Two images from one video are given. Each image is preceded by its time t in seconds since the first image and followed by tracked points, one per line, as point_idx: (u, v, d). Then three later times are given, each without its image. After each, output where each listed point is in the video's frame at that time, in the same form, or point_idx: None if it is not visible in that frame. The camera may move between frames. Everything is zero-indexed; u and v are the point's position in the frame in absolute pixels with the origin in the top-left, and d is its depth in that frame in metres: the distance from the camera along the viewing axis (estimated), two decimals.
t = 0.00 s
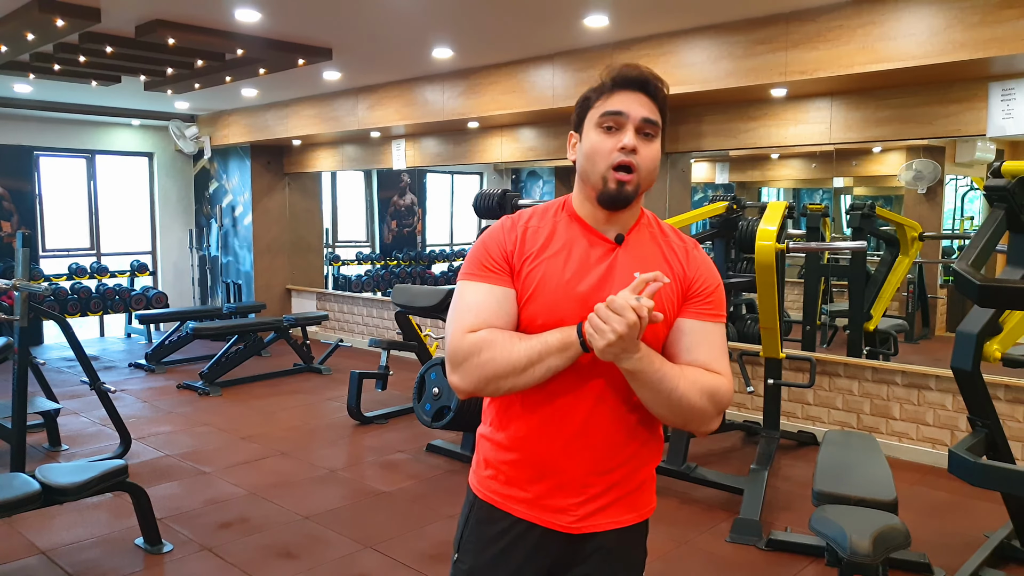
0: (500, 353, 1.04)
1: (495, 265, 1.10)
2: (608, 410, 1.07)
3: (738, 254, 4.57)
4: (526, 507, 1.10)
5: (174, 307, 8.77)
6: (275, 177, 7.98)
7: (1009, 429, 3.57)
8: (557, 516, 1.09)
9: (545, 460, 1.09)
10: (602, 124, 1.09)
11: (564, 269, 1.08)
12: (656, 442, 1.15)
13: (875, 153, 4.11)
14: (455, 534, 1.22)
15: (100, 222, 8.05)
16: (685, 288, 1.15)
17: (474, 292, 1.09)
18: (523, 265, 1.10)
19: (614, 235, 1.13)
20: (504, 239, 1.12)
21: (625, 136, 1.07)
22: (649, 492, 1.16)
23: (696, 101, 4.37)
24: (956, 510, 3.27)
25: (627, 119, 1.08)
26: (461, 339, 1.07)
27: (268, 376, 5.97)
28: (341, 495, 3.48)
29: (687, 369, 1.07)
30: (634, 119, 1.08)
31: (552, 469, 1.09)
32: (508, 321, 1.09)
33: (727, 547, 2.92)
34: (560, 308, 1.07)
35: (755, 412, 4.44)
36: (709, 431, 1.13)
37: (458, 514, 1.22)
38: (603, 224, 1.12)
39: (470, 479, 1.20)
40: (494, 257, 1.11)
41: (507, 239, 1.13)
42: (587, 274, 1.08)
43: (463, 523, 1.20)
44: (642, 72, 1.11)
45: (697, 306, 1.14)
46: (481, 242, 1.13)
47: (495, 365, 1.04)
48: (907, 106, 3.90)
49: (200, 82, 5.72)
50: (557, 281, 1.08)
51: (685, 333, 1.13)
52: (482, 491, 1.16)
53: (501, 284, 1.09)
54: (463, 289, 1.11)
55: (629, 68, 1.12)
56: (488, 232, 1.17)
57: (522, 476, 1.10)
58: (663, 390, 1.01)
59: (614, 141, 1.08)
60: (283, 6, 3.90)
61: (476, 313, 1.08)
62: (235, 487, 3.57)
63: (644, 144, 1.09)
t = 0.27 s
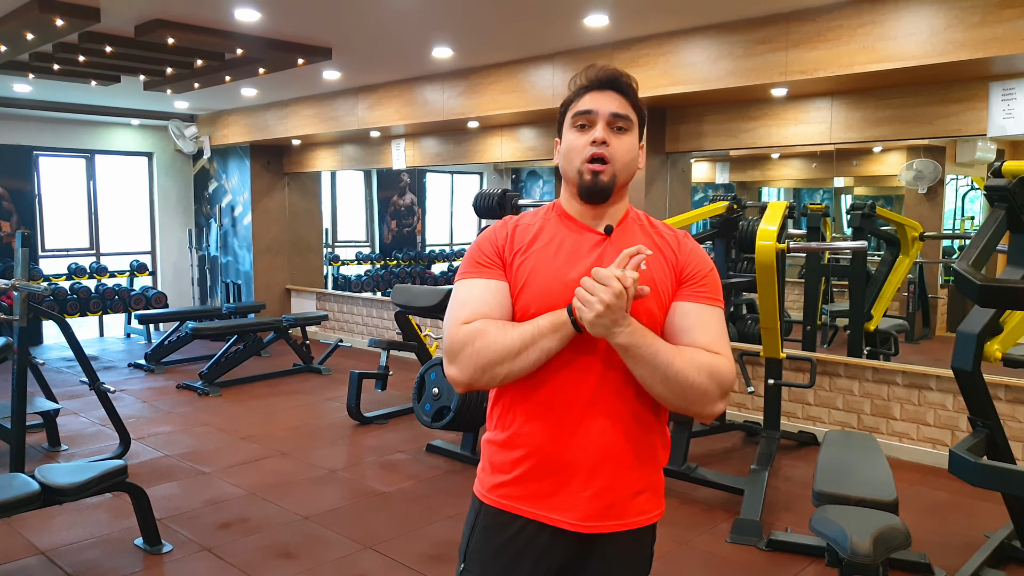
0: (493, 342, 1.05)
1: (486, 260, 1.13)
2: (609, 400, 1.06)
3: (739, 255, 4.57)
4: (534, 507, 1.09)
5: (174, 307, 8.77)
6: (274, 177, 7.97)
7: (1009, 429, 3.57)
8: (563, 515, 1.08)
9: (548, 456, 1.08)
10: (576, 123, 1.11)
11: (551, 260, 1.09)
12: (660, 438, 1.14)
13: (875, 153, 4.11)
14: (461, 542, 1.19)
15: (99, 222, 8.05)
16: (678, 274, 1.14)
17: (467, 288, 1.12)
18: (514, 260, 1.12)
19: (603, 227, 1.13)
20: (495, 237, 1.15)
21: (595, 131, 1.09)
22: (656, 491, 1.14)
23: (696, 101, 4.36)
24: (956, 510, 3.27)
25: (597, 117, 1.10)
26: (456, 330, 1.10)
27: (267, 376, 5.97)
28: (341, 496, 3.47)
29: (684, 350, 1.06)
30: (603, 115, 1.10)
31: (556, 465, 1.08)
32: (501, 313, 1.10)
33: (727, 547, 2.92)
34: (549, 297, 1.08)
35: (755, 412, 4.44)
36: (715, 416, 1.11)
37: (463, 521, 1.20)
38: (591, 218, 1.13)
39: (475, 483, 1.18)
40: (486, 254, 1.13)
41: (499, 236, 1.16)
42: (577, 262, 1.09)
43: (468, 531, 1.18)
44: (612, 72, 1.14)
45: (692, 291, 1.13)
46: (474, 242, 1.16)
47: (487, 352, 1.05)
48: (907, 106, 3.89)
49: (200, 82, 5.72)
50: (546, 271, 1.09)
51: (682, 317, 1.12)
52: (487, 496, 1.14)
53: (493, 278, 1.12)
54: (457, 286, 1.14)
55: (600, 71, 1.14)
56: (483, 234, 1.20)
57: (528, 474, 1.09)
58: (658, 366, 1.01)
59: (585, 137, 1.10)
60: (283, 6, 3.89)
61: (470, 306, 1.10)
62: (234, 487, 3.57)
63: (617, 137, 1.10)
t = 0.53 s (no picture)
0: (472, 332, 1.06)
1: (481, 262, 1.16)
2: (608, 395, 1.06)
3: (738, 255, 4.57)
4: (538, 505, 1.09)
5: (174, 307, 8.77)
6: (274, 177, 7.97)
7: (1009, 429, 3.57)
8: (566, 512, 1.08)
9: (550, 453, 1.08)
10: (565, 125, 1.12)
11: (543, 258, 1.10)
12: (662, 434, 1.14)
13: (876, 153, 4.11)
14: (463, 544, 1.19)
15: (99, 222, 8.05)
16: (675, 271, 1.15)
17: (462, 289, 1.14)
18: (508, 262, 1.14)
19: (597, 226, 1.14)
20: (490, 239, 1.18)
21: (583, 131, 1.10)
22: (659, 488, 1.14)
23: (696, 101, 4.36)
24: (956, 510, 3.27)
25: (584, 118, 1.10)
26: (445, 327, 1.11)
27: (267, 376, 5.97)
28: (341, 496, 3.47)
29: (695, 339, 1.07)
30: (591, 116, 1.10)
31: (558, 461, 1.07)
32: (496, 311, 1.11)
33: (727, 547, 2.92)
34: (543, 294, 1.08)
35: (755, 412, 4.44)
36: (721, 408, 1.10)
37: (465, 523, 1.19)
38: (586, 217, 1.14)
39: (478, 485, 1.18)
40: (480, 257, 1.16)
41: (493, 239, 1.18)
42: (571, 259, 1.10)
43: (471, 533, 1.17)
44: (600, 75, 1.15)
45: (690, 286, 1.14)
46: (470, 246, 1.19)
47: (469, 343, 1.06)
48: (907, 106, 3.89)
49: (200, 82, 5.72)
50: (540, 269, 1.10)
51: (684, 310, 1.12)
52: (489, 496, 1.14)
53: (488, 279, 1.14)
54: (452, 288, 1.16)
55: (587, 74, 1.16)
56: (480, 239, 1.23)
57: (530, 472, 1.09)
58: (675, 354, 1.01)
59: (573, 137, 1.10)
60: (283, 6, 3.89)
61: (461, 304, 1.12)
62: (235, 487, 3.57)
63: (605, 135, 1.10)
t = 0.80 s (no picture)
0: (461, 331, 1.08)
1: (478, 264, 1.17)
2: (606, 392, 1.06)
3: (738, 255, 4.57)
4: (537, 503, 1.09)
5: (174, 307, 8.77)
6: (274, 177, 7.97)
7: (1009, 429, 3.57)
8: (565, 510, 1.07)
9: (550, 451, 1.07)
10: (558, 128, 1.12)
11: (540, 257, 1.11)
12: (661, 431, 1.14)
13: (876, 153, 4.11)
14: (463, 543, 1.19)
15: (99, 222, 8.05)
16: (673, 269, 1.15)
17: (460, 290, 1.15)
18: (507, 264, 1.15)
19: (594, 225, 1.14)
20: (488, 240, 1.19)
21: (578, 132, 1.10)
22: (659, 485, 1.15)
23: (696, 101, 4.36)
24: (956, 510, 3.27)
25: (578, 118, 1.10)
26: (445, 326, 1.13)
27: (267, 377, 5.97)
28: (341, 496, 3.47)
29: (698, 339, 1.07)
30: (584, 117, 1.10)
31: (558, 459, 1.07)
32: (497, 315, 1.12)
33: (727, 547, 2.92)
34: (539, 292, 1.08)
35: (755, 412, 4.44)
36: (721, 403, 1.10)
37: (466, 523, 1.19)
38: (582, 217, 1.15)
39: (477, 485, 1.18)
40: (478, 258, 1.17)
41: (491, 240, 1.19)
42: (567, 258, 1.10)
43: (472, 532, 1.17)
44: (590, 78, 1.15)
45: (688, 284, 1.14)
46: (469, 249, 1.20)
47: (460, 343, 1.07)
48: (907, 106, 3.89)
49: (200, 82, 5.72)
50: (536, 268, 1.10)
51: (682, 308, 1.12)
52: (489, 496, 1.14)
53: (486, 279, 1.16)
54: (452, 288, 1.17)
55: (578, 79, 1.16)
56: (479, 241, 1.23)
57: (529, 471, 1.09)
58: (682, 355, 1.00)
59: (567, 140, 1.10)
60: (283, 6, 3.89)
61: (458, 306, 1.14)
62: (235, 487, 3.57)
63: (599, 136, 1.10)
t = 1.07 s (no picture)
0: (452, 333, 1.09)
1: (477, 263, 1.17)
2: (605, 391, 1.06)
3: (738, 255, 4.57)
4: (537, 503, 1.08)
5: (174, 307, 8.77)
6: (274, 177, 7.97)
7: (1009, 429, 3.57)
8: (565, 509, 1.07)
9: (549, 450, 1.07)
10: (564, 126, 1.12)
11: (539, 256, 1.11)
12: (659, 431, 1.14)
13: (876, 153, 4.11)
14: (463, 542, 1.18)
15: (99, 222, 8.05)
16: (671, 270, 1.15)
17: (457, 289, 1.15)
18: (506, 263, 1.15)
19: (594, 226, 1.14)
20: (488, 241, 1.19)
21: (585, 131, 1.10)
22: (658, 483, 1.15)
23: (696, 101, 4.36)
24: (956, 510, 3.27)
25: (585, 118, 1.11)
26: (436, 322, 1.13)
27: (267, 377, 5.96)
28: (341, 496, 3.47)
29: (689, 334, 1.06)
30: (591, 117, 1.11)
31: (556, 458, 1.07)
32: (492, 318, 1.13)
33: (727, 547, 2.92)
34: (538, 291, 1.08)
35: (755, 412, 4.44)
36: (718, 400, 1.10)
37: (465, 522, 1.19)
38: (582, 217, 1.15)
39: (476, 485, 1.17)
40: (477, 258, 1.18)
41: (491, 240, 1.19)
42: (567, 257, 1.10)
43: (471, 531, 1.16)
44: (600, 81, 1.16)
45: (685, 285, 1.14)
46: (469, 250, 1.20)
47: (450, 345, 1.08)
48: (907, 106, 3.89)
49: (200, 82, 5.73)
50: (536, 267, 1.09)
51: (680, 307, 1.11)
52: (489, 496, 1.13)
53: (484, 278, 1.16)
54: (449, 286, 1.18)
55: (587, 80, 1.17)
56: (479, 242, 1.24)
57: (529, 470, 1.09)
58: (669, 348, 1.01)
59: (573, 138, 1.11)
60: (283, 6, 3.89)
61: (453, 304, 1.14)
62: (235, 487, 3.57)
63: (605, 136, 1.10)
